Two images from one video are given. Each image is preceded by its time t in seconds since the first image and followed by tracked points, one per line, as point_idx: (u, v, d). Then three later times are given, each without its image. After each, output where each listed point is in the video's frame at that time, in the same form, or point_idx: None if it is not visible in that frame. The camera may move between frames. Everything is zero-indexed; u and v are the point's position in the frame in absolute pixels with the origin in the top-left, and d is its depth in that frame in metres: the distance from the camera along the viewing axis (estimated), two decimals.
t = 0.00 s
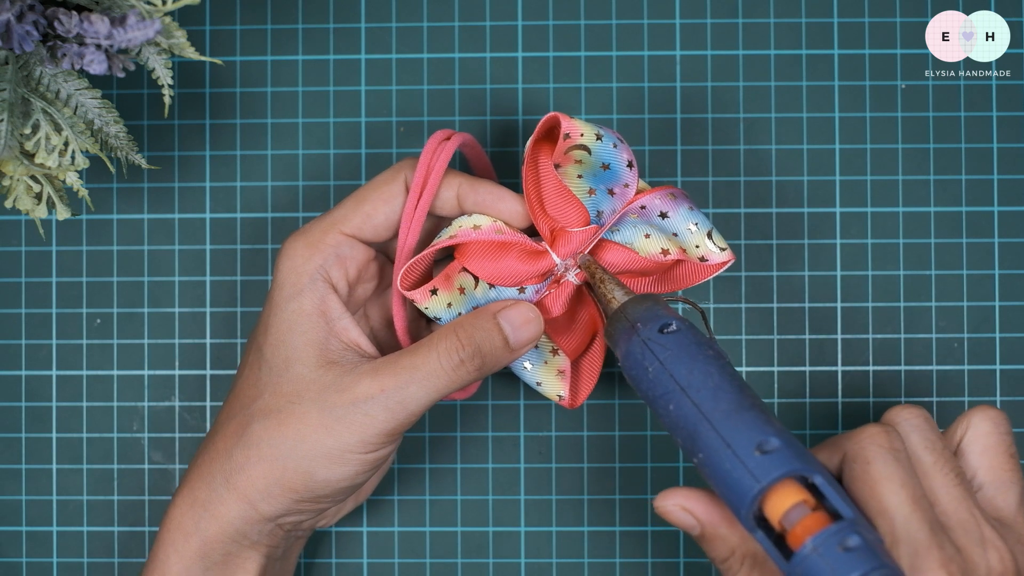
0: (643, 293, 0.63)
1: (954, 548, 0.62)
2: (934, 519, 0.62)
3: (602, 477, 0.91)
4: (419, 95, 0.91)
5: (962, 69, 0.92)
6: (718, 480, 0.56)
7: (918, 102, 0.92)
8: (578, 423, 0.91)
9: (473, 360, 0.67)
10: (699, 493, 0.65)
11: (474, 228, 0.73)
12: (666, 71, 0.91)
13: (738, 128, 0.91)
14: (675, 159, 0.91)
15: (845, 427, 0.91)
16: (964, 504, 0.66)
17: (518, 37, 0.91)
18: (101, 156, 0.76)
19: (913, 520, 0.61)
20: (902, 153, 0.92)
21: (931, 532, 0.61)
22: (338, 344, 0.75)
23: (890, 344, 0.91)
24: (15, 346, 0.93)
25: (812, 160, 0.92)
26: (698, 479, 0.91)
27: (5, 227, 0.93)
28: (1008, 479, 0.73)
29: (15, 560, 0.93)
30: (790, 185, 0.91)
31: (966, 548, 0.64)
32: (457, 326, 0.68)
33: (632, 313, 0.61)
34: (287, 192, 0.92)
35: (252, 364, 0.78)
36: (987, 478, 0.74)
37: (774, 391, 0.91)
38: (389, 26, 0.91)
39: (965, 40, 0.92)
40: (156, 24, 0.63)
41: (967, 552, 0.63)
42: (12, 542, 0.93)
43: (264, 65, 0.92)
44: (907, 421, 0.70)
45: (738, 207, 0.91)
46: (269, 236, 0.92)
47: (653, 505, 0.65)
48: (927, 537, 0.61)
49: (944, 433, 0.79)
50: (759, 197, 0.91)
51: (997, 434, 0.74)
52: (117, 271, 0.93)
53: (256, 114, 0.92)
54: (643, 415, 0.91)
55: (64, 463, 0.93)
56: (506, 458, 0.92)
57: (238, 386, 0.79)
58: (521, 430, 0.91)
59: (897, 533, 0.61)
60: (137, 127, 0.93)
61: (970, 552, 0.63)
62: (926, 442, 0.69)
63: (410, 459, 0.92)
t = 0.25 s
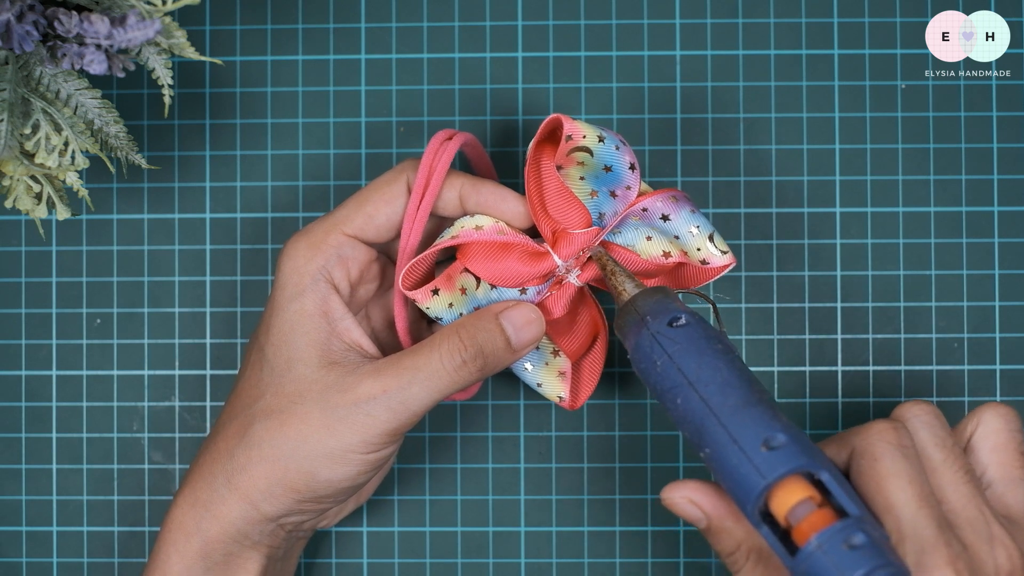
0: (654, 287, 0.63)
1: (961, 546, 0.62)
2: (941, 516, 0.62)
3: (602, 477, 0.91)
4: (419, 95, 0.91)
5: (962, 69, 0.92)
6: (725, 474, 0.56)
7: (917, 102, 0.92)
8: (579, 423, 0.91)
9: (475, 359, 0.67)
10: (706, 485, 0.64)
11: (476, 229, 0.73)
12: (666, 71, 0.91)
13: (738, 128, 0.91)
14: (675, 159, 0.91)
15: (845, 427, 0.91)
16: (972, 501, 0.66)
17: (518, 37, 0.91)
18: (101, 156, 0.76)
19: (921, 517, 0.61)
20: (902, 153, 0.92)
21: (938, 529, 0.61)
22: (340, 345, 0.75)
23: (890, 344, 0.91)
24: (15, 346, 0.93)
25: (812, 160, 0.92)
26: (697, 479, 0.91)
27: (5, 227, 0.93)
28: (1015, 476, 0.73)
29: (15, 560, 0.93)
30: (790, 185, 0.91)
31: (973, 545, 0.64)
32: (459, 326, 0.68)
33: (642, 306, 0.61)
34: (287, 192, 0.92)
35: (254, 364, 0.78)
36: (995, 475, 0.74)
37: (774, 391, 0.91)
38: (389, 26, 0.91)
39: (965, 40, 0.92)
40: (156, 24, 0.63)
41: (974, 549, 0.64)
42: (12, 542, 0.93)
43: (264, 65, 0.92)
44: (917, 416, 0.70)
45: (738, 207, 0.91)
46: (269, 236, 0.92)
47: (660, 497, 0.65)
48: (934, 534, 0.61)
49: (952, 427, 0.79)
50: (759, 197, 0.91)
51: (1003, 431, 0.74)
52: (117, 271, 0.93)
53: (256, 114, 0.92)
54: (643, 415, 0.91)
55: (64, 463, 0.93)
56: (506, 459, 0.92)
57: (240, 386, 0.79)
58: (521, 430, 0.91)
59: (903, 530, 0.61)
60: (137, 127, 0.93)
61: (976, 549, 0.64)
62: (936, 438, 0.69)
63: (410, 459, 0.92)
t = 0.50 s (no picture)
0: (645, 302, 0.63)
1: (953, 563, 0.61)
2: (931, 534, 0.62)
3: (602, 477, 0.91)
4: (419, 95, 0.91)
5: (962, 69, 0.92)
6: (710, 494, 0.57)
7: (917, 102, 0.92)
8: (579, 423, 0.91)
9: (466, 358, 0.67)
10: (698, 503, 0.65)
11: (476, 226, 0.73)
12: (666, 71, 0.91)
13: (738, 128, 0.91)
14: (675, 159, 0.91)
15: (845, 427, 0.91)
16: (965, 518, 0.65)
17: (518, 37, 0.91)
18: (101, 155, 0.76)
19: (909, 534, 0.61)
20: (902, 154, 0.92)
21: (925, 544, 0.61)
22: (335, 344, 0.75)
23: (890, 344, 0.91)
24: (15, 346, 0.93)
25: (812, 161, 0.92)
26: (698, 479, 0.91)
27: (5, 226, 0.93)
28: (1010, 490, 0.73)
29: (15, 560, 0.93)
30: (791, 185, 0.91)
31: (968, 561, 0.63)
32: (451, 324, 0.68)
33: (631, 322, 0.61)
34: (287, 192, 0.92)
35: (251, 363, 0.78)
36: (989, 490, 0.73)
37: (774, 391, 0.91)
38: (389, 26, 0.91)
39: (965, 40, 0.92)
40: (156, 24, 0.63)
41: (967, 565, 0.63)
42: (12, 542, 0.93)
43: (264, 65, 0.92)
44: (911, 434, 0.70)
45: (737, 207, 0.91)
46: (269, 236, 0.92)
47: (653, 515, 0.65)
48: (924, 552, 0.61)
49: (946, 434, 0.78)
50: (759, 197, 0.91)
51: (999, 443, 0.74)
52: (117, 271, 0.93)
53: (256, 114, 0.92)
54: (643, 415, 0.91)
55: (64, 463, 0.93)
56: (506, 459, 0.92)
57: (237, 386, 0.79)
58: (521, 430, 0.91)
59: (891, 549, 0.61)
60: (137, 127, 0.93)
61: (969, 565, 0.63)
62: (925, 454, 0.69)
63: (410, 458, 0.92)
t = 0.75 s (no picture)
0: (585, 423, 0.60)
1: None
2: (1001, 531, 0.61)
3: (602, 477, 0.91)
4: (419, 95, 0.91)
5: (962, 69, 0.92)
6: None
7: (917, 102, 0.92)
8: (578, 423, 0.91)
9: (439, 368, 0.69)
10: None
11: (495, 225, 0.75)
12: (666, 71, 0.91)
13: (738, 128, 0.91)
14: (675, 159, 0.91)
15: (845, 426, 0.91)
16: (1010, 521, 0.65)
17: (518, 37, 0.91)
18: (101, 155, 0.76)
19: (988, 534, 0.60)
20: (902, 153, 0.92)
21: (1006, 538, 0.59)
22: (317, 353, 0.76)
23: (890, 344, 0.91)
24: (15, 346, 0.93)
25: (812, 161, 0.92)
26: (697, 479, 0.91)
27: (5, 226, 0.93)
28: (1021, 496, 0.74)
29: (15, 560, 0.93)
30: (791, 185, 0.91)
31: None
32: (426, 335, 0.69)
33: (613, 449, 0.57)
34: (287, 192, 0.92)
35: (228, 365, 0.78)
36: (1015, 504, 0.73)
37: (774, 391, 0.91)
38: (389, 26, 0.91)
39: (965, 40, 0.92)
40: (156, 24, 0.63)
41: None
42: (12, 543, 0.93)
43: (264, 65, 0.92)
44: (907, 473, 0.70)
45: (737, 207, 0.91)
46: (269, 236, 0.92)
47: None
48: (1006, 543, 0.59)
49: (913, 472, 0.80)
50: (759, 197, 0.91)
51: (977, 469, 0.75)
52: (117, 271, 0.93)
53: (256, 114, 0.92)
54: (643, 415, 0.91)
55: (64, 463, 0.93)
56: (506, 459, 0.92)
57: (212, 386, 0.78)
58: (521, 430, 0.91)
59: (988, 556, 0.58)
60: (137, 126, 0.93)
61: None
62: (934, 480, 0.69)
63: (410, 459, 0.92)
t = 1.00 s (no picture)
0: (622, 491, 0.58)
1: None
2: None
3: (602, 477, 0.91)
4: (419, 96, 0.91)
5: (962, 69, 0.92)
6: None
7: (917, 102, 0.92)
8: (578, 424, 0.91)
9: (439, 385, 0.72)
10: None
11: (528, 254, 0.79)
12: (666, 72, 0.91)
13: (738, 128, 0.91)
14: (675, 160, 0.91)
15: (844, 426, 0.91)
16: None
17: (518, 38, 0.91)
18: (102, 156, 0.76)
19: None
20: (902, 154, 0.92)
21: None
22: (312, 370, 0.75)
23: (890, 343, 0.92)
24: (16, 346, 0.93)
25: (812, 161, 0.92)
26: (697, 478, 0.91)
27: (6, 227, 0.93)
28: None
29: (16, 559, 0.93)
30: (790, 185, 0.92)
31: None
32: (422, 352, 0.72)
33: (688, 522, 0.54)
34: (287, 192, 0.92)
35: (210, 382, 0.75)
36: None
37: (774, 391, 0.91)
38: (389, 27, 0.91)
39: (965, 40, 0.92)
40: (158, 25, 0.64)
41: None
42: (13, 542, 0.93)
43: (265, 65, 0.92)
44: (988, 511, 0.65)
45: (737, 207, 0.91)
46: (270, 237, 0.92)
47: None
48: None
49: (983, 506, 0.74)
50: (759, 197, 0.91)
51: None
52: (118, 271, 0.93)
53: (256, 114, 0.92)
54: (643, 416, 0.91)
55: (65, 463, 0.93)
56: (506, 459, 0.92)
57: (190, 401, 0.75)
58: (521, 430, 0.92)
59: None
60: (138, 127, 0.93)
61: None
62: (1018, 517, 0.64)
63: (410, 459, 0.92)
